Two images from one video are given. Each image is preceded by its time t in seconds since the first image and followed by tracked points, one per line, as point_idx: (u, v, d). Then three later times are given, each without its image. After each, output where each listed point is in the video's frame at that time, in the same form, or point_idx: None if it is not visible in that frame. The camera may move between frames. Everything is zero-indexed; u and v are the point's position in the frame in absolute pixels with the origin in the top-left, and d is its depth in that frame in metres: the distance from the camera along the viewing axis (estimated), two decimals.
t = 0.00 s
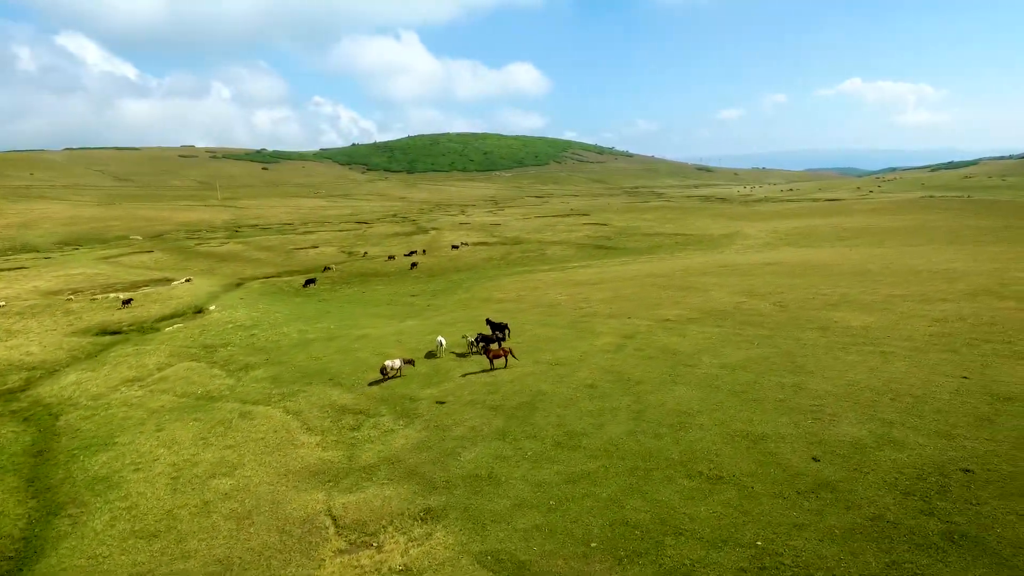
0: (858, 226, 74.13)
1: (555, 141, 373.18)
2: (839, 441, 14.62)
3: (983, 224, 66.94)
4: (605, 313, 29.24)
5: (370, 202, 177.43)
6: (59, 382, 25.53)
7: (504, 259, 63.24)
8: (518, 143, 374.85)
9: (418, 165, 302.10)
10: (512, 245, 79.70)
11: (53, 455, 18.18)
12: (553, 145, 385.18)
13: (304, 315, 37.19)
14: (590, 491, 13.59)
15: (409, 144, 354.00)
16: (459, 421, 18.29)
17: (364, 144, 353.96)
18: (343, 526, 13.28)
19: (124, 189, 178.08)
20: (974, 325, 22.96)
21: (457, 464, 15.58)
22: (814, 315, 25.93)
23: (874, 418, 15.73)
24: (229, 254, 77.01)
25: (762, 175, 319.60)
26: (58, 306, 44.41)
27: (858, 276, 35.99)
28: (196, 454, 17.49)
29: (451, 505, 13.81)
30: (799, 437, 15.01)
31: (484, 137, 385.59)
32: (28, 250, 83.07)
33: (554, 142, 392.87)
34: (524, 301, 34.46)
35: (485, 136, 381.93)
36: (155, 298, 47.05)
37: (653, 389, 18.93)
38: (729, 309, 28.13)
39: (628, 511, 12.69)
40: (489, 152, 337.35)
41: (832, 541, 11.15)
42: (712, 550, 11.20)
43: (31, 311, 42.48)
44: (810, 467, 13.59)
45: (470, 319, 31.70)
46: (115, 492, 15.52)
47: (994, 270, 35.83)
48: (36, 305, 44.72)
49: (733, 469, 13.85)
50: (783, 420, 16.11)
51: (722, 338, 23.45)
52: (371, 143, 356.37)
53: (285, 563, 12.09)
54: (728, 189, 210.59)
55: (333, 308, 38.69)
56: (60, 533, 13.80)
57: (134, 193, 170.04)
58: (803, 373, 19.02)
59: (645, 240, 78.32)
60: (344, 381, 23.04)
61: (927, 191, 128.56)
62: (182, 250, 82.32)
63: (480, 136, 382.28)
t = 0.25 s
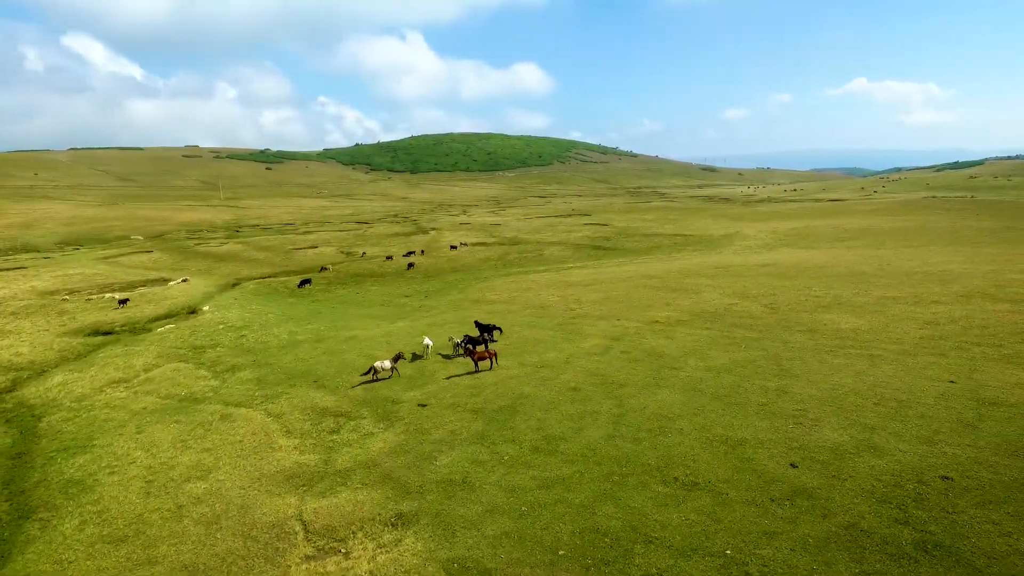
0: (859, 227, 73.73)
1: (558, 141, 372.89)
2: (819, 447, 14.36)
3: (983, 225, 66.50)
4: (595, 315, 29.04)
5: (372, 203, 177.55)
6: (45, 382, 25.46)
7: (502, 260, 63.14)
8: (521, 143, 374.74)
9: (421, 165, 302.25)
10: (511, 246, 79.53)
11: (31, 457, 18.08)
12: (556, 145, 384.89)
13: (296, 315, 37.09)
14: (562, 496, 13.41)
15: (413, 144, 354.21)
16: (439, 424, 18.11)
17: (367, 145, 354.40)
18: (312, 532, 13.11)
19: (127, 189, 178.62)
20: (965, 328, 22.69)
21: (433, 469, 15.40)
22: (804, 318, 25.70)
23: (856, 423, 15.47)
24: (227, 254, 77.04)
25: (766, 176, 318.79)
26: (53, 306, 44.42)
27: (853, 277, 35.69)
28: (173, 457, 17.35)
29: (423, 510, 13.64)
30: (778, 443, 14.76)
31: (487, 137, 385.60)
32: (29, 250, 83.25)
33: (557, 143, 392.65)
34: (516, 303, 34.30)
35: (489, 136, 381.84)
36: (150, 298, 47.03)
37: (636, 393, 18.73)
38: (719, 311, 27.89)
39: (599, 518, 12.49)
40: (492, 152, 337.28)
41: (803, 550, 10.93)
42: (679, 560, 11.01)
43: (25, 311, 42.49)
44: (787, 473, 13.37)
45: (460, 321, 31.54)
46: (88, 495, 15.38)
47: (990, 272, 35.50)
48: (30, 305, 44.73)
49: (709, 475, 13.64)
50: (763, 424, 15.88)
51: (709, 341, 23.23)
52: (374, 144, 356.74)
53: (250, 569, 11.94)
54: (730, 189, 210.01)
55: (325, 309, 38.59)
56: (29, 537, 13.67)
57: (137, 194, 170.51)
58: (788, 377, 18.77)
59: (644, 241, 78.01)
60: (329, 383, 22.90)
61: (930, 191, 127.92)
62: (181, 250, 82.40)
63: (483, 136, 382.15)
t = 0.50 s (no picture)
0: (863, 227, 73.07)
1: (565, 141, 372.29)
2: (801, 453, 14.09)
3: (991, 226, 65.66)
4: (587, 317, 28.84)
5: (378, 203, 177.85)
6: (37, 382, 25.51)
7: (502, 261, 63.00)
8: (528, 143, 374.46)
9: (428, 164, 302.49)
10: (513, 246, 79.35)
11: (14, 458, 18.03)
12: (563, 145, 384.34)
13: (293, 315, 37.10)
14: (537, 502, 13.23)
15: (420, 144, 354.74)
16: (421, 428, 17.98)
17: (374, 145, 355.22)
18: (285, 537, 12.98)
19: (135, 189, 179.72)
20: (961, 331, 22.31)
21: (411, 472, 15.25)
22: (798, 321, 25.35)
23: (842, 428, 15.18)
24: (231, 254, 77.30)
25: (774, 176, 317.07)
26: (53, 305, 44.59)
27: (852, 279, 35.31)
28: (155, 458, 17.28)
29: (397, 515, 13.49)
30: (761, 449, 14.50)
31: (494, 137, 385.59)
32: (35, 250, 83.82)
33: (564, 143, 392.13)
34: (510, 305, 34.12)
35: (496, 135, 381.72)
36: (150, 298, 47.17)
37: (621, 396, 18.53)
38: (713, 313, 27.62)
39: (572, 525, 12.31)
40: (499, 152, 337.34)
41: (776, 561, 10.69)
42: (650, 569, 10.83)
43: (26, 310, 42.71)
44: (766, 481, 13.12)
45: (453, 322, 31.45)
46: (65, 497, 15.30)
47: (992, 274, 35.04)
48: (31, 305, 44.94)
49: (687, 482, 13.43)
50: (746, 429, 15.62)
51: (700, 344, 22.95)
52: (381, 144, 357.55)
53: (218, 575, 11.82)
54: (738, 189, 209.05)
55: (321, 309, 38.55)
56: (2, 539, 13.60)
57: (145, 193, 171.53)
58: (776, 381, 18.49)
59: (647, 241, 77.63)
60: (317, 385, 22.85)
61: (939, 192, 126.69)
62: (185, 250, 82.73)
63: (490, 137, 382.17)
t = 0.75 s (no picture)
0: (871, 228, 72.29)
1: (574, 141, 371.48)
2: (784, 459, 13.80)
3: (1001, 227, 64.70)
4: (582, 318, 28.60)
5: (386, 203, 178.23)
6: (31, 381, 25.63)
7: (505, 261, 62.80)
8: (537, 143, 374.14)
9: (436, 164, 302.93)
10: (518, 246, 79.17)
11: None
12: (572, 145, 383.57)
13: (290, 315, 37.13)
14: (513, 508, 13.03)
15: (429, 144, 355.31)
16: (405, 430, 17.83)
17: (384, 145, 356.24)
18: (257, 541, 12.88)
19: (145, 189, 181.13)
20: (959, 334, 21.86)
21: (389, 476, 15.10)
22: (794, 323, 24.97)
23: (828, 434, 14.87)
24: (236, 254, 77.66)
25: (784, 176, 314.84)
26: (56, 305, 44.88)
27: (854, 281, 34.86)
28: (137, 459, 17.25)
29: (372, 520, 13.35)
30: (743, 454, 14.24)
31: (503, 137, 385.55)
32: (44, 249, 84.60)
33: (573, 143, 391.35)
34: (506, 306, 33.90)
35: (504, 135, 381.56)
36: (152, 298, 47.41)
37: (607, 399, 18.29)
38: (709, 315, 27.30)
39: (545, 531, 12.11)
40: (507, 152, 337.25)
41: (749, 571, 10.44)
42: None
43: (28, 309, 43.03)
44: (746, 488, 12.85)
45: (448, 323, 31.33)
46: (45, 498, 15.28)
47: (997, 276, 34.45)
48: (34, 304, 45.29)
49: (666, 488, 13.19)
50: (731, 435, 15.35)
51: (692, 346, 22.64)
52: (390, 144, 358.51)
53: None
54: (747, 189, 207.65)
55: (319, 309, 38.53)
56: None
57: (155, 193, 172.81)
58: (765, 385, 18.18)
59: (652, 242, 77.21)
60: (306, 385, 22.78)
61: (951, 192, 125.16)
62: (192, 250, 83.20)
63: (499, 137, 382.17)
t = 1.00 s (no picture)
0: (879, 228, 71.45)
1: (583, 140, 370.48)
2: (765, 466, 13.54)
3: (1011, 228, 63.72)
4: (576, 320, 28.34)
5: (394, 203, 178.51)
6: (25, 381, 25.75)
7: (507, 261, 62.59)
8: (546, 143, 373.71)
9: (445, 164, 303.24)
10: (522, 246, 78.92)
11: None
12: (581, 145, 382.67)
13: (288, 315, 37.11)
14: (486, 513, 12.87)
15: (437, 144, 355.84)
16: (387, 433, 17.68)
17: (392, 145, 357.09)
18: (229, 546, 12.77)
19: (155, 189, 182.44)
20: (956, 338, 21.43)
21: (367, 479, 14.95)
22: (789, 326, 24.58)
23: (813, 440, 14.58)
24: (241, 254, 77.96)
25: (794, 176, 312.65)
26: (58, 304, 45.15)
27: (855, 283, 34.37)
28: (119, 459, 17.22)
29: (345, 524, 13.21)
30: (724, 461, 13.99)
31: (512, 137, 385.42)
32: (52, 249, 85.31)
33: (582, 143, 390.57)
34: (502, 307, 33.71)
35: (513, 135, 381.18)
36: (154, 297, 47.60)
37: (592, 403, 18.06)
38: (704, 317, 26.97)
39: (517, 538, 11.91)
40: (516, 152, 336.97)
41: None
42: None
43: (31, 308, 43.30)
44: (724, 496, 12.60)
45: (443, 324, 31.18)
46: (23, 498, 15.27)
47: (1002, 278, 33.86)
48: (37, 303, 45.60)
49: (643, 495, 12.96)
50: (714, 440, 15.09)
51: (684, 349, 22.34)
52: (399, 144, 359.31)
53: None
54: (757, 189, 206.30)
55: (316, 309, 38.49)
56: None
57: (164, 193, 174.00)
58: (754, 389, 17.88)
59: (657, 242, 76.75)
60: (294, 387, 22.70)
61: (963, 192, 123.68)
62: (198, 250, 83.60)
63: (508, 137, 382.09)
